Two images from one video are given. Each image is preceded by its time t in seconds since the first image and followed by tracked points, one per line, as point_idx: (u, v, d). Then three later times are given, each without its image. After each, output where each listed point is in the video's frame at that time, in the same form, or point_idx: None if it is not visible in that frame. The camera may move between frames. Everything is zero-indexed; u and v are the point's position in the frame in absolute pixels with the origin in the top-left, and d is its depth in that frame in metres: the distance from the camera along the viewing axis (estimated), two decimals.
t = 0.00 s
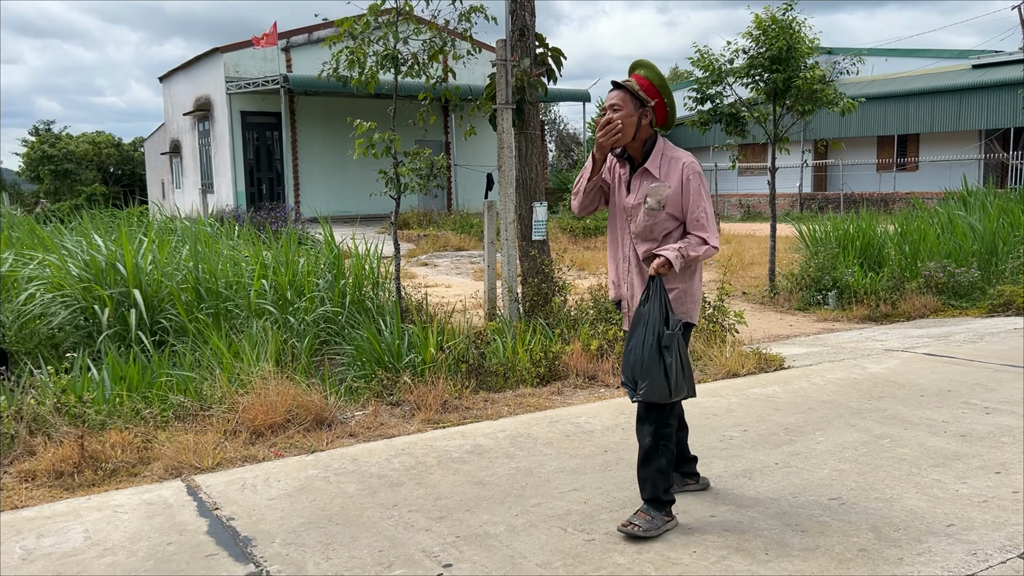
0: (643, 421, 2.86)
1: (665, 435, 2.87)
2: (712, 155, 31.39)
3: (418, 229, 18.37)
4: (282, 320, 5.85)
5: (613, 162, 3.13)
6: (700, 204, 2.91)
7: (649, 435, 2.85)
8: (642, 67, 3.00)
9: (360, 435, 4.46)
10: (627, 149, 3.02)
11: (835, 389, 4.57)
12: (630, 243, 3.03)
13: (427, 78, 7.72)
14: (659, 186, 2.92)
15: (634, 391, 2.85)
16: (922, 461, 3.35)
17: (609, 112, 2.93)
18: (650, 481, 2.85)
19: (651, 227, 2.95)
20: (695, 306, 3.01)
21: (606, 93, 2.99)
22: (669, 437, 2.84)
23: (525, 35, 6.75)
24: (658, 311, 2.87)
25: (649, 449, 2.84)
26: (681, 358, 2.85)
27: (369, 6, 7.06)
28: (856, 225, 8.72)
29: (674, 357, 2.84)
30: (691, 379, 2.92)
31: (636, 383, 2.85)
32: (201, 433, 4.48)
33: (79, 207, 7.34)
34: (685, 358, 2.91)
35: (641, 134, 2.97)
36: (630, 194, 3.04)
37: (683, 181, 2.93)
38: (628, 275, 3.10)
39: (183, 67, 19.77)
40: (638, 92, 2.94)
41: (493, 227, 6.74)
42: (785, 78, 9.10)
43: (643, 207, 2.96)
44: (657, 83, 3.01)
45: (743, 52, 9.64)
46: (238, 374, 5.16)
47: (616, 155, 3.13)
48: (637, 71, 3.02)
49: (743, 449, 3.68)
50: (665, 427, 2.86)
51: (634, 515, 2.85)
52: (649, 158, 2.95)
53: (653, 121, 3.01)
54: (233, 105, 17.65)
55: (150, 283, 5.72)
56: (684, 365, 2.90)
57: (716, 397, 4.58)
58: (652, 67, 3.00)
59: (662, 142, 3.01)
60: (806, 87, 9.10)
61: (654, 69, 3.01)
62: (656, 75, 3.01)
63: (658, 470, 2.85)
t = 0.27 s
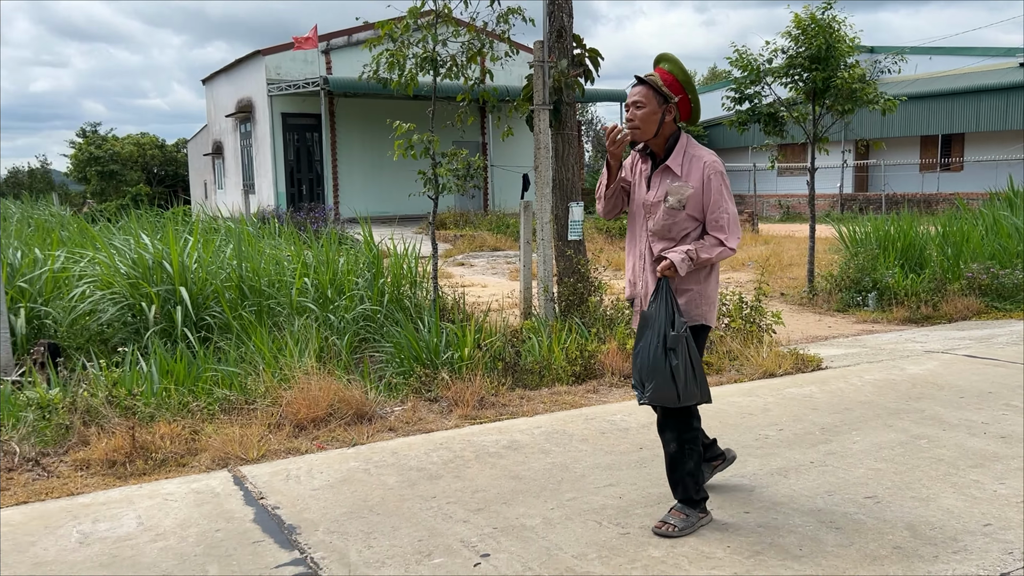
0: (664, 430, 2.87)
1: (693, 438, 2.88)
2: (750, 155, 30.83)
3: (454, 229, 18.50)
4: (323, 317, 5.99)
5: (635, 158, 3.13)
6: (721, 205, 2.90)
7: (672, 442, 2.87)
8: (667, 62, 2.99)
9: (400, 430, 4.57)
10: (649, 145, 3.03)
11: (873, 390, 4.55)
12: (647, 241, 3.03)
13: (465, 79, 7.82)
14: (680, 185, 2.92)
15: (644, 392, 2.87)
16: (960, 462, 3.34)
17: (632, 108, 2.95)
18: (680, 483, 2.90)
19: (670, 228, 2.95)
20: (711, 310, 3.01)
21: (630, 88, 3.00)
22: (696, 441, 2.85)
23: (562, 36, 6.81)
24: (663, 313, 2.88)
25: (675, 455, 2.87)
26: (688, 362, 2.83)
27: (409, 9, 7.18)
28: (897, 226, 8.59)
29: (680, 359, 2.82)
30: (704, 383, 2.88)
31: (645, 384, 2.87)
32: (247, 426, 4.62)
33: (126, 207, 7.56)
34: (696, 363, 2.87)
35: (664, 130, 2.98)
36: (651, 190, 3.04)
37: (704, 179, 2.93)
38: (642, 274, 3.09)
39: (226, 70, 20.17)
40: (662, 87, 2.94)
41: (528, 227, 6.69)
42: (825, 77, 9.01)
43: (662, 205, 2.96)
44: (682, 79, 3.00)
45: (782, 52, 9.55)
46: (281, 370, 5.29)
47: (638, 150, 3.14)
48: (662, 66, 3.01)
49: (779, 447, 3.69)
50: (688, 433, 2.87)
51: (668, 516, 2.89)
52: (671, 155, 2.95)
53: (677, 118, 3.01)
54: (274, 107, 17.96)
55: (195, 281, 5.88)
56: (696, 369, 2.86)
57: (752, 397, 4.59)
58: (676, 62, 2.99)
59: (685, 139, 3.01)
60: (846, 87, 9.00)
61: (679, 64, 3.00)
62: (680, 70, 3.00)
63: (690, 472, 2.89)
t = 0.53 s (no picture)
0: (692, 434, 2.91)
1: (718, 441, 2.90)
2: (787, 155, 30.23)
3: (488, 229, 18.57)
4: (358, 316, 6.09)
5: (646, 162, 3.15)
6: (729, 206, 2.88)
7: (700, 445, 2.90)
8: (672, 63, 2.99)
9: (432, 427, 4.65)
10: (658, 148, 3.04)
11: (908, 392, 4.51)
12: (656, 244, 3.03)
13: (499, 81, 7.90)
14: (687, 187, 2.92)
15: (644, 391, 2.92)
16: (994, 465, 3.32)
17: (638, 111, 2.97)
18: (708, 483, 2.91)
19: (678, 230, 2.95)
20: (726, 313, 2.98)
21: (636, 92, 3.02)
22: (722, 442, 2.87)
23: (595, 37, 6.84)
24: (662, 313, 2.90)
25: (704, 458, 2.90)
26: (686, 362, 2.82)
27: (444, 12, 7.27)
28: (936, 227, 8.43)
29: (677, 358, 2.82)
30: (704, 383, 2.84)
31: (644, 383, 2.92)
32: (284, 421, 4.73)
33: (169, 207, 7.76)
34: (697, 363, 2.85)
35: (671, 133, 3.00)
36: (659, 194, 3.05)
37: (711, 181, 2.92)
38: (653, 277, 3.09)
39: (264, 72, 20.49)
40: (667, 90, 2.95)
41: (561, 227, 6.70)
42: (861, 77, 8.91)
43: (670, 209, 2.97)
44: (689, 81, 3.00)
45: (818, 52, 9.44)
46: (317, 367, 5.42)
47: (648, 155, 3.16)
48: (668, 68, 3.02)
49: (809, 448, 3.69)
50: (713, 435, 2.88)
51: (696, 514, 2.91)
52: (677, 158, 2.96)
53: (684, 120, 3.01)
54: (312, 109, 18.22)
55: (234, 280, 6.02)
56: (694, 368, 2.83)
57: (784, 398, 4.58)
58: (681, 64, 2.99)
59: (693, 141, 3.01)
60: (883, 86, 8.89)
61: (685, 65, 3.01)
62: (686, 71, 3.00)
63: (719, 474, 2.90)
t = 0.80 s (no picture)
0: (710, 436, 2.94)
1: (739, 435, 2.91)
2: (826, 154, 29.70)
3: (522, 229, 18.61)
4: (392, 314, 6.18)
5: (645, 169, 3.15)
6: (721, 206, 2.85)
7: (720, 445, 2.92)
8: (666, 69, 2.99)
9: (463, 423, 4.72)
10: (654, 154, 3.04)
11: (942, 393, 4.46)
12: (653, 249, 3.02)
13: (531, 82, 7.92)
14: (679, 190, 2.91)
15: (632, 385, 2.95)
16: None
17: (634, 118, 2.98)
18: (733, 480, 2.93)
19: (672, 233, 2.93)
20: (725, 314, 2.92)
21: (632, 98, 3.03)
22: (740, 438, 2.87)
23: (629, 37, 6.83)
24: (648, 308, 2.91)
25: (726, 457, 2.91)
26: (671, 357, 2.82)
27: (478, 14, 7.33)
28: (977, 228, 8.27)
29: (662, 353, 2.83)
30: (692, 379, 2.83)
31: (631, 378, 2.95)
32: (318, 416, 4.82)
33: (209, 207, 7.93)
34: (682, 357, 2.84)
35: (666, 138, 2.99)
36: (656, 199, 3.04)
37: (704, 183, 2.90)
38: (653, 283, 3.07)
39: (303, 75, 20.80)
40: (661, 95, 2.95)
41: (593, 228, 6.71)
42: (898, 76, 8.78)
43: (664, 212, 2.95)
44: (683, 85, 2.99)
45: (854, 50, 9.31)
46: (351, 363, 5.52)
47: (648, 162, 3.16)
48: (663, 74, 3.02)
49: (838, 448, 3.68)
50: (731, 433, 2.90)
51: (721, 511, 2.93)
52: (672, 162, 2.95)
53: (680, 124, 3.00)
54: (348, 111, 18.45)
55: (271, 278, 6.14)
56: (681, 361, 2.83)
57: (816, 398, 4.55)
58: (675, 69, 2.99)
59: (689, 145, 3.00)
60: (921, 85, 8.74)
61: (679, 71, 3.00)
62: (681, 77, 2.99)
63: (742, 469, 2.92)
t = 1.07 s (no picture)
0: (706, 425, 2.95)
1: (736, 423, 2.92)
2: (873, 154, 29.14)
3: (561, 229, 18.62)
4: (430, 311, 6.28)
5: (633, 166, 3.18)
6: (705, 199, 2.90)
7: (719, 435, 2.93)
8: (657, 67, 3.02)
9: (496, 417, 4.80)
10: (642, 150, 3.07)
11: (981, 394, 4.40)
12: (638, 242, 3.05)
13: (570, 82, 7.95)
14: (666, 183, 2.94)
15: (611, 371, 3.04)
16: None
17: (624, 114, 3.00)
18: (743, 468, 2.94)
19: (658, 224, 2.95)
20: (706, 306, 2.96)
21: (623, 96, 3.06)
22: (737, 426, 2.89)
23: (668, 37, 6.82)
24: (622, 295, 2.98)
25: (727, 445, 2.91)
26: (640, 344, 2.89)
27: (516, 13, 7.41)
28: None
29: (630, 339, 2.91)
30: (665, 367, 2.88)
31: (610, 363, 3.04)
32: (357, 408, 4.94)
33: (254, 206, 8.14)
34: (654, 344, 2.89)
35: (655, 134, 3.02)
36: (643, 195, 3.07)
37: (690, 178, 2.94)
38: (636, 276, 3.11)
39: (347, 77, 21.11)
40: (652, 93, 2.98)
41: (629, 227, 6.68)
42: (944, 73, 8.61)
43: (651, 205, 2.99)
44: (673, 84, 3.02)
45: (899, 48, 9.13)
46: (389, 358, 5.63)
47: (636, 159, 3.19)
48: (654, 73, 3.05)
49: (871, 445, 3.67)
50: (727, 422, 2.91)
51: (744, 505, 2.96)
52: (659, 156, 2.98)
53: (669, 122, 3.04)
54: (391, 111, 18.69)
55: (314, 276, 6.29)
56: (654, 348, 2.89)
57: (851, 397, 4.53)
58: (666, 68, 3.02)
59: (677, 142, 3.03)
60: (968, 82, 8.56)
61: (669, 69, 3.03)
62: (671, 76, 3.03)
63: (749, 453, 2.93)
